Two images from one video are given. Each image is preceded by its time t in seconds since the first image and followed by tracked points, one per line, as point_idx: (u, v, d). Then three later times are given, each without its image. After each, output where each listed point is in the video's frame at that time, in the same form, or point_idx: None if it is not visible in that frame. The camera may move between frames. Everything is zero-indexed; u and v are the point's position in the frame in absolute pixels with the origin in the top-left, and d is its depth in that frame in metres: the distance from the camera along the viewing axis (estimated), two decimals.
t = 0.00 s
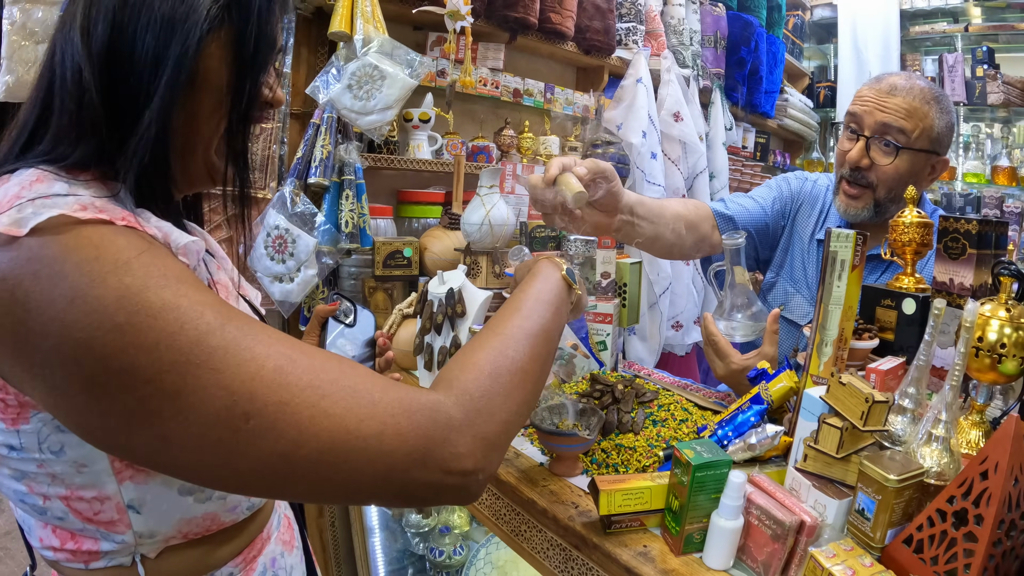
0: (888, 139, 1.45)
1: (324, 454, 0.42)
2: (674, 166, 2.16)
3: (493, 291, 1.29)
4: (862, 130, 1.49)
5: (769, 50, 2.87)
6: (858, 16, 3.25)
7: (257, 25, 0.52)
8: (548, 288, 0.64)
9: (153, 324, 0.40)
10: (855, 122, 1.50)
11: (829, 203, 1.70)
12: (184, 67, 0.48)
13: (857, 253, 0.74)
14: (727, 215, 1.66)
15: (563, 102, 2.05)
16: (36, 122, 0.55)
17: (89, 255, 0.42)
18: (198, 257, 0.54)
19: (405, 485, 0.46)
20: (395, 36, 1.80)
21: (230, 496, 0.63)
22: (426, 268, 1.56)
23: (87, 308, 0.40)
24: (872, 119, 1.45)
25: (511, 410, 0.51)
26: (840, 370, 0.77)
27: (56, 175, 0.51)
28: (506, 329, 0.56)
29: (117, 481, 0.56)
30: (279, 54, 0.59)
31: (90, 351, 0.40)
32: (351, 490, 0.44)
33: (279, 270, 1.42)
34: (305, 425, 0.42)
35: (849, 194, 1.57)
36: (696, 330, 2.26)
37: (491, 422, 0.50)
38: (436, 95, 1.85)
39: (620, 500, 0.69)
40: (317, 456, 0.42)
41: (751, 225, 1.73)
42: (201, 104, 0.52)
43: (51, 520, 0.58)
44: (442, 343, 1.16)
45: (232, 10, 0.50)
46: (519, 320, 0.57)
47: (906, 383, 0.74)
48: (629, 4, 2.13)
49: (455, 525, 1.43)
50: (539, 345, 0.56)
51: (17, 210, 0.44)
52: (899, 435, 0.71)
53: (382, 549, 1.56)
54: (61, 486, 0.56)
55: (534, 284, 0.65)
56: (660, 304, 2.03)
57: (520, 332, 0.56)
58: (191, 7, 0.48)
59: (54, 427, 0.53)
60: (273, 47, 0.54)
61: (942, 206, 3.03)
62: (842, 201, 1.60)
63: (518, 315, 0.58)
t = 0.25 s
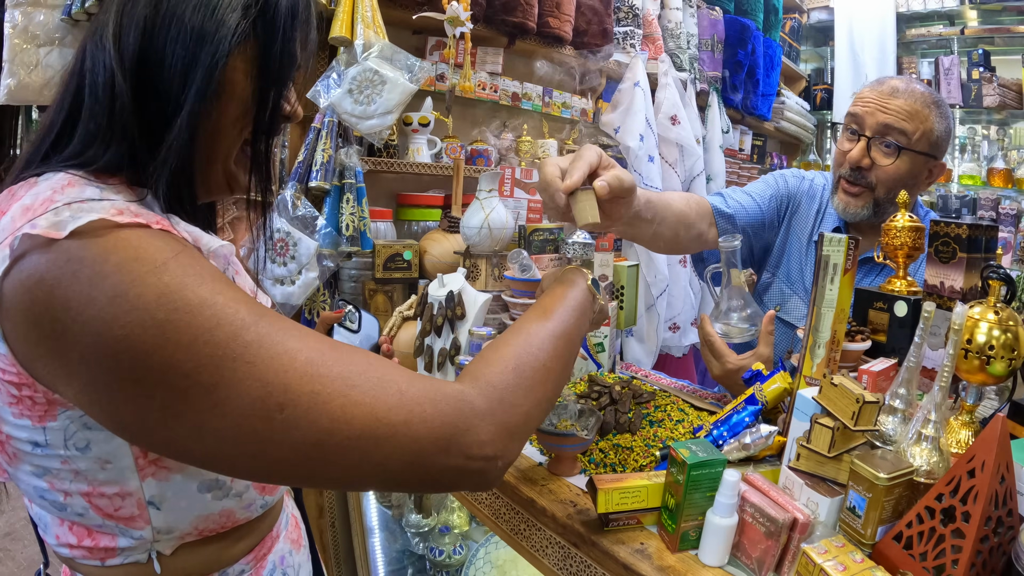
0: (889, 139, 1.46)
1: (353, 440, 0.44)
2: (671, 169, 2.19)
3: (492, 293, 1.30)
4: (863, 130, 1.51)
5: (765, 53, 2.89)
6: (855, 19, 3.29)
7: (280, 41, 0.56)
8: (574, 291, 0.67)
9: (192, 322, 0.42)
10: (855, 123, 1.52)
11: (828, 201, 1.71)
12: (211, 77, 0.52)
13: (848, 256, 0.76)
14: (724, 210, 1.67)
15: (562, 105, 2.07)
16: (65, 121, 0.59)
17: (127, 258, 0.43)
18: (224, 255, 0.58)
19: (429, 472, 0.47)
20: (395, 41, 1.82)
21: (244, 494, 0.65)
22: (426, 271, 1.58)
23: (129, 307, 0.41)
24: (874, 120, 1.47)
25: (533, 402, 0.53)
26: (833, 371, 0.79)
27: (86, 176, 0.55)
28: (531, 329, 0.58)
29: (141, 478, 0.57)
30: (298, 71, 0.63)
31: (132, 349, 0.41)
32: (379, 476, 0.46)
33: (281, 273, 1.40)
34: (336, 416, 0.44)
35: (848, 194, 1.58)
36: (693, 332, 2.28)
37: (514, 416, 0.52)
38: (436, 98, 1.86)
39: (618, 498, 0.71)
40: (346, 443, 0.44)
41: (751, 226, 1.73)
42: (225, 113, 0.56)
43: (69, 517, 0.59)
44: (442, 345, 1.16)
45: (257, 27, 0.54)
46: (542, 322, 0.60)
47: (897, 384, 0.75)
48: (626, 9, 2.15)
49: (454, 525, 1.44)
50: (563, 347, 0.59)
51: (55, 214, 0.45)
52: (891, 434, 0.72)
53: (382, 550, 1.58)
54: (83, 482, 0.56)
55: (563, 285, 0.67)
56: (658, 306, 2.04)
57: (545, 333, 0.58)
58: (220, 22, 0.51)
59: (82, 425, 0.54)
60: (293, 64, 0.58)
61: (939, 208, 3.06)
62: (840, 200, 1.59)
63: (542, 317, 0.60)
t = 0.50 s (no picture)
0: (889, 143, 1.48)
1: (376, 415, 0.46)
2: (669, 172, 2.20)
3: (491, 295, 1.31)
4: (863, 134, 1.52)
5: (763, 56, 2.91)
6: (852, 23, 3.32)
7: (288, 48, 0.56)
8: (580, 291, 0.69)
9: (215, 313, 0.44)
10: (855, 126, 1.53)
11: (823, 203, 1.74)
12: (217, 83, 0.53)
13: (841, 259, 0.77)
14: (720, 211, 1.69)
15: (561, 108, 2.08)
16: (88, 125, 0.62)
17: (152, 254, 0.45)
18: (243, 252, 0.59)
19: (448, 447, 0.49)
20: (395, 45, 1.83)
21: (256, 487, 0.68)
22: (426, 273, 1.59)
23: (154, 300, 0.43)
24: (875, 124, 1.49)
25: (544, 382, 0.56)
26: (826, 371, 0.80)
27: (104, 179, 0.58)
28: (537, 322, 0.61)
29: (157, 471, 0.59)
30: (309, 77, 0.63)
31: (157, 340, 0.43)
32: (400, 451, 0.47)
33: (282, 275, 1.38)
34: (359, 393, 0.46)
35: (847, 197, 1.59)
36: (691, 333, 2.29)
37: (526, 396, 0.54)
38: (436, 102, 1.88)
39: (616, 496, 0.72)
40: (370, 418, 0.46)
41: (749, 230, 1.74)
42: (232, 117, 0.57)
43: (85, 511, 0.61)
44: (444, 347, 1.15)
45: (264, 34, 0.55)
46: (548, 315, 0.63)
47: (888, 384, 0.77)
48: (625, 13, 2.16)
49: (454, 524, 1.45)
50: (569, 337, 0.61)
51: (81, 215, 0.47)
52: (883, 433, 0.73)
53: (382, 550, 1.59)
54: (101, 475, 0.59)
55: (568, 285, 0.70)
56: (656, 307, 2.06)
57: (551, 324, 0.61)
58: (227, 29, 0.52)
59: (102, 419, 0.55)
60: (301, 70, 0.59)
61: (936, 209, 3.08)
62: (839, 204, 1.61)
63: (547, 312, 0.64)
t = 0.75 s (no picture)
0: (882, 147, 1.50)
1: (377, 412, 0.48)
2: (666, 175, 2.22)
3: (488, 298, 1.32)
4: (856, 139, 1.54)
5: (759, 60, 2.93)
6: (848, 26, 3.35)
7: (290, 58, 0.58)
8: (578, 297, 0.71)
9: (225, 312, 0.46)
10: (848, 130, 1.55)
11: (816, 206, 1.76)
12: (220, 93, 0.55)
13: (830, 263, 0.79)
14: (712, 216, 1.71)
15: (558, 113, 2.10)
16: (98, 134, 0.64)
17: (164, 259, 0.47)
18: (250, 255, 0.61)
19: (446, 444, 0.51)
20: (394, 49, 1.85)
21: (262, 483, 0.70)
22: (425, 276, 1.61)
23: (167, 301, 0.45)
24: (868, 129, 1.51)
25: (539, 382, 0.57)
26: (816, 372, 0.82)
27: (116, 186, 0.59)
28: (533, 325, 0.63)
29: (168, 467, 0.61)
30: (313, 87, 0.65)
31: (170, 339, 0.45)
32: (400, 448, 0.49)
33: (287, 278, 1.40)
34: (360, 391, 0.47)
35: (840, 202, 1.60)
36: (688, 335, 2.31)
37: (522, 394, 0.56)
38: (435, 107, 1.90)
39: (609, 493, 0.74)
40: (370, 415, 0.48)
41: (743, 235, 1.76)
42: (236, 126, 0.59)
43: (96, 506, 0.63)
44: (441, 349, 1.20)
45: (267, 45, 0.56)
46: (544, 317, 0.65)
47: (876, 384, 0.79)
48: (622, 17, 2.18)
49: (452, 524, 1.46)
50: (565, 340, 0.63)
51: (96, 221, 0.49)
52: (870, 433, 0.75)
53: (382, 550, 1.61)
54: (114, 471, 0.60)
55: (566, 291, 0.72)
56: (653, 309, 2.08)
57: (547, 327, 0.63)
58: (230, 40, 0.54)
59: (114, 416, 0.57)
60: (304, 80, 0.61)
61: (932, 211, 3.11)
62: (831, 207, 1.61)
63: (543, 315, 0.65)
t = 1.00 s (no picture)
0: (877, 149, 1.51)
1: (372, 411, 0.49)
2: (664, 179, 2.24)
3: (488, 301, 1.33)
4: (852, 141, 1.56)
5: (757, 64, 2.96)
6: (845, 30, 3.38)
7: (288, 64, 0.59)
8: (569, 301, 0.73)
9: (225, 314, 0.47)
10: (844, 133, 1.57)
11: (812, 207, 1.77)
12: (220, 99, 0.57)
13: (822, 265, 0.81)
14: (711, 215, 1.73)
15: (556, 117, 2.12)
16: (103, 141, 0.66)
17: (166, 262, 0.48)
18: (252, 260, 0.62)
19: (439, 442, 0.52)
20: (394, 55, 1.88)
21: (263, 481, 0.71)
22: (425, 279, 1.62)
23: (168, 303, 0.46)
24: (863, 131, 1.52)
25: (531, 382, 0.59)
26: (809, 372, 0.84)
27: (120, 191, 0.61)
28: (526, 325, 0.64)
29: (170, 464, 0.63)
30: (313, 93, 0.66)
31: (173, 339, 0.46)
32: (394, 446, 0.51)
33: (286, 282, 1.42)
34: (355, 391, 0.49)
35: (836, 202, 1.63)
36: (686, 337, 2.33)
37: (514, 393, 0.57)
38: (434, 112, 1.92)
39: (606, 491, 0.75)
40: (366, 414, 0.49)
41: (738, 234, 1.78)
42: (235, 131, 0.60)
43: (101, 502, 0.65)
44: (441, 351, 1.21)
45: (265, 52, 0.58)
46: (536, 319, 0.66)
47: (867, 384, 0.80)
48: (619, 22, 2.20)
49: (452, 524, 1.48)
50: (557, 341, 0.64)
51: (99, 225, 0.51)
52: (861, 432, 0.77)
53: (381, 552, 1.62)
54: (118, 468, 0.62)
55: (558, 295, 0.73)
56: (650, 312, 2.09)
57: (539, 327, 0.64)
58: (229, 48, 0.56)
59: (117, 415, 0.59)
60: (302, 85, 0.62)
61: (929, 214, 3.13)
62: (828, 208, 1.64)
63: (535, 317, 0.67)
